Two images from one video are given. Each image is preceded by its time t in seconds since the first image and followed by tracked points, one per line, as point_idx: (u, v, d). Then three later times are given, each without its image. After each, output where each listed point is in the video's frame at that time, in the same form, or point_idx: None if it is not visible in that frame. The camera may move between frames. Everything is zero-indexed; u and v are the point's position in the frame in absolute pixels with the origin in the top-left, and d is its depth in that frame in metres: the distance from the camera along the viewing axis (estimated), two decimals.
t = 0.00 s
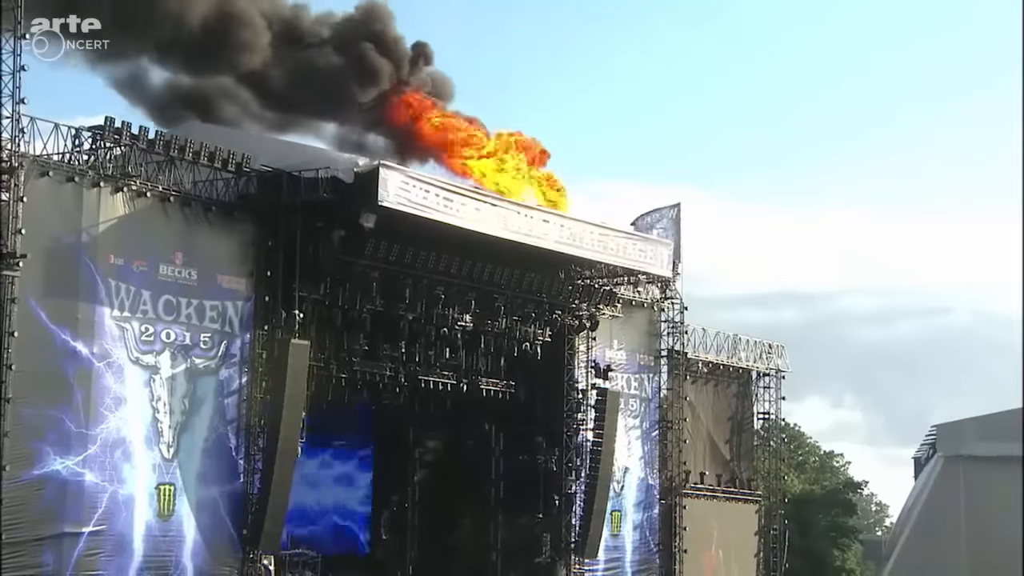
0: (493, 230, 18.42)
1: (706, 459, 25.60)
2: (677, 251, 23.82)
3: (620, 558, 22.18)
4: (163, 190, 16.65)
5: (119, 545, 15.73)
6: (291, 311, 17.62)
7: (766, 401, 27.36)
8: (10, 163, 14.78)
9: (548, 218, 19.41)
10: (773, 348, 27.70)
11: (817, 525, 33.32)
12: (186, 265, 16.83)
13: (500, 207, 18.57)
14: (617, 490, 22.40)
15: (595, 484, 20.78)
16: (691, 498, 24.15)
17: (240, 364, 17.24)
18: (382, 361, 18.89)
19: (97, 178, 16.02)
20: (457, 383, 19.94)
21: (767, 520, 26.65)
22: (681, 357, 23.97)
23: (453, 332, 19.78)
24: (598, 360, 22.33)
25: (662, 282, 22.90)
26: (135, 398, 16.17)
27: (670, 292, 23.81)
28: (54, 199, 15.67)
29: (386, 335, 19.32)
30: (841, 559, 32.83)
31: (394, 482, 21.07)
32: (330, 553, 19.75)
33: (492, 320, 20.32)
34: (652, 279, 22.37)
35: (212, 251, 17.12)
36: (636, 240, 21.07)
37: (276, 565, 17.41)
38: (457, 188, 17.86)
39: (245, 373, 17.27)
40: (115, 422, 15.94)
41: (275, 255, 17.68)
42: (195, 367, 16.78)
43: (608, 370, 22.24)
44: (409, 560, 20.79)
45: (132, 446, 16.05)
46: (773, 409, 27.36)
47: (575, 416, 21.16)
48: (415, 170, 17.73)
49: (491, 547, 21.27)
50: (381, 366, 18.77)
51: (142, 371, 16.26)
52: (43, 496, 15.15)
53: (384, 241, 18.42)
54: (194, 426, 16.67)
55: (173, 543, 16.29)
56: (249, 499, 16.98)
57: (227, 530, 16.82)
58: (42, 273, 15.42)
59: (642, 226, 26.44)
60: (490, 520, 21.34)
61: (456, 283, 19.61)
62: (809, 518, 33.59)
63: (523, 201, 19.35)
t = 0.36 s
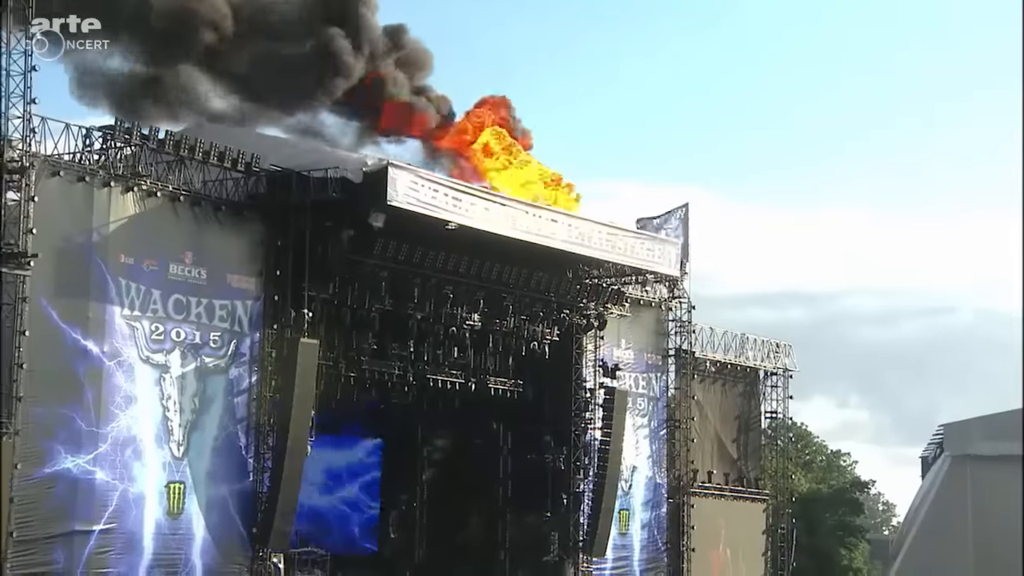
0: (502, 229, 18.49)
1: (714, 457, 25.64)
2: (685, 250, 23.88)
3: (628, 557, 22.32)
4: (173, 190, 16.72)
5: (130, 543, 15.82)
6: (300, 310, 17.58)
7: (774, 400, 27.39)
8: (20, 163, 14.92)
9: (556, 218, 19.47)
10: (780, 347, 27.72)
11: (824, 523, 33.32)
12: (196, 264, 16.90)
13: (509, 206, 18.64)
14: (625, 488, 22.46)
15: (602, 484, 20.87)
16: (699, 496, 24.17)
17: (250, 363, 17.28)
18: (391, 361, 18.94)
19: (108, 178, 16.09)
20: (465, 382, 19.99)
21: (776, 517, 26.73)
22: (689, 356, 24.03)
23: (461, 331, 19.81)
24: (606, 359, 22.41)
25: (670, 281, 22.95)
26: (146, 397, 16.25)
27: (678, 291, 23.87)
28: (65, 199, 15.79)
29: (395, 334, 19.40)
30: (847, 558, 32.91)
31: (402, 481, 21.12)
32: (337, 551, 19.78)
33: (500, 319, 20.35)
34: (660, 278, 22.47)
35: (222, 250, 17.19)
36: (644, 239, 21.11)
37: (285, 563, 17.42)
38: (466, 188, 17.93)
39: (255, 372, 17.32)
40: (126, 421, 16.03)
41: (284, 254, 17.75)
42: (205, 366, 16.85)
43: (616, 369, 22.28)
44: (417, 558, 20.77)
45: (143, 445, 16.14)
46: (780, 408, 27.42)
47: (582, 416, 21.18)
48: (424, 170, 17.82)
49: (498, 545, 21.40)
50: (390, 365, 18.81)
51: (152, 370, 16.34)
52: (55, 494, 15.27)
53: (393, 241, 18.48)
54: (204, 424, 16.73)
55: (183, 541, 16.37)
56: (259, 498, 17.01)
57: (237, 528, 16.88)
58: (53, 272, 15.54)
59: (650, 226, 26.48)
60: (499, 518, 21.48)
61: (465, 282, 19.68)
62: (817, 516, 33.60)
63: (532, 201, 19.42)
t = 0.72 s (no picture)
0: (513, 231, 19.10)
1: (717, 452, 26.31)
2: (690, 251, 24.50)
3: (635, 547, 22.88)
4: (197, 194, 17.38)
5: (155, 533, 16.47)
6: (319, 309, 18.26)
7: (775, 396, 28.03)
8: (49, 169, 15.71)
9: (565, 220, 20.08)
10: (781, 346, 28.35)
11: (824, 516, 34.70)
12: (219, 265, 17.55)
13: (520, 209, 19.26)
14: (632, 481, 23.07)
15: (609, 476, 21.49)
16: (703, 489, 24.80)
17: (271, 361, 17.93)
18: (406, 358, 19.60)
19: (134, 183, 16.77)
20: (476, 379, 20.63)
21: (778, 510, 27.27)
22: (693, 354, 24.73)
23: (474, 330, 20.51)
24: (613, 357, 23.09)
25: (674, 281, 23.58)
26: (171, 392, 16.91)
27: (682, 291, 24.51)
28: (94, 203, 16.52)
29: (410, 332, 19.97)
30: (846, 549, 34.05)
31: (415, 474, 21.51)
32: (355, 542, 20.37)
33: (511, 318, 21.02)
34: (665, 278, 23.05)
35: (244, 252, 17.85)
36: (649, 240, 21.72)
37: (305, 554, 17.97)
38: (477, 192, 18.53)
39: (275, 369, 17.95)
40: (152, 415, 16.70)
41: (303, 255, 18.37)
42: (228, 363, 17.50)
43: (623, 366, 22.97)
44: (431, 549, 21.01)
45: (168, 439, 16.80)
46: (781, 405, 28.05)
47: (591, 411, 21.77)
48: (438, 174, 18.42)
49: (509, 539, 21.87)
50: (404, 362, 19.50)
51: (177, 367, 17.01)
52: (84, 485, 15.97)
53: (408, 243, 19.08)
54: (227, 419, 17.38)
55: (206, 531, 17.00)
56: (279, 490, 17.63)
57: (258, 519, 17.51)
58: (83, 272, 16.27)
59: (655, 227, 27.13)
60: (510, 510, 21.95)
61: (478, 283, 20.32)
62: (817, 509, 34.85)
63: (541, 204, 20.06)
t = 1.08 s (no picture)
0: (519, 234, 20.13)
1: (711, 442, 27.31)
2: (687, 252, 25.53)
3: (634, 533, 23.90)
4: (222, 199, 18.40)
5: (183, 518, 17.47)
6: (336, 308, 19.32)
7: (767, 390, 29.10)
8: (84, 176, 16.73)
9: (569, 224, 21.13)
10: (773, 342, 29.42)
11: (812, 502, 35.75)
12: (242, 266, 18.58)
13: (526, 213, 20.31)
14: (633, 470, 24.13)
15: (611, 465, 22.40)
16: (699, 478, 25.85)
17: (291, 356, 18.98)
18: (418, 354, 20.63)
19: (163, 189, 17.77)
20: (485, 374, 21.65)
21: (769, 497, 28.48)
22: (689, 350, 25.81)
23: (482, 327, 21.56)
24: (614, 353, 24.08)
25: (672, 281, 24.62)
26: (197, 386, 17.92)
27: (680, 291, 25.56)
28: (125, 208, 17.52)
29: (422, 330, 20.99)
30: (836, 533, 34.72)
31: (426, 463, 22.88)
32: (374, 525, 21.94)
33: (517, 316, 22.07)
34: (663, 279, 24.10)
35: (266, 253, 18.88)
36: (648, 243, 22.79)
37: (324, 539, 19.14)
38: (486, 197, 19.56)
39: (295, 364, 19.02)
40: (179, 408, 17.71)
41: (322, 257, 19.48)
42: (250, 358, 18.53)
43: (623, 362, 23.98)
44: (441, 533, 22.54)
45: (194, 430, 17.82)
46: (772, 398, 29.13)
47: (593, 404, 22.77)
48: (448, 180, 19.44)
49: (514, 525, 23.04)
50: (417, 358, 20.51)
51: (203, 362, 18.02)
52: (117, 474, 16.99)
53: (420, 245, 20.12)
54: (249, 411, 18.42)
55: (230, 517, 18.02)
56: (299, 478, 18.73)
57: (279, 507, 18.58)
58: (115, 273, 17.29)
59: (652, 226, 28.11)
60: (515, 497, 23.05)
61: (486, 283, 21.37)
62: (806, 496, 36.04)
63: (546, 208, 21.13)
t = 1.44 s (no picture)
0: (528, 236, 21.32)
1: (710, 432, 28.41)
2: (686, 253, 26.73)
3: (637, 518, 25.11)
4: (250, 204, 19.57)
5: (214, 504, 18.68)
6: (357, 306, 20.50)
7: (762, 383, 30.34)
8: (123, 183, 17.87)
9: (575, 227, 22.36)
10: (767, 338, 30.64)
11: (805, 490, 40.83)
12: (269, 267, 19.78)
13: (535, 217, 21.52)
14: (637, 460, 25.33)
15: (614, 456, 23.79)
16: (698, 466, 27.01)
17: (315, 352, 20.17)
18: (433, 350, 21.75)
19: (195, 195, 18.93)
20: (495, 369, 22.90)
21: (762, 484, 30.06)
22: (689, 346, 26.96)
23: (494, 324, 22.72)
24: (618, 348, 25.27)
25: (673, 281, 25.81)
26: (228, 379, 19.13)
27: (680, 290, 26.77)
28: (160, 212, 18.68)
29: (437, 327, 22.13)
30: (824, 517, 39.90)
31: (442, 454, 23.86)
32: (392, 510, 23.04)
33: (527, 313, 23.27)
34: (664, 279, 25.27)
35: (291, 254, 20.06)
36: (649, 245, 23.98)
37: (346, 523, 20.49)
38: (498, 202, 20.75)
39: (319, 359, 20.25)
40: (211, 400, 18.92)
41: (343, 258, 20.65)
42: (277, 353, 19.74)
43: (627, 357, 25.19)
44: (456, 517, 23.56)
45: (224, 421, 19.04)
46: (767, 391, 30.37)
47: (598, 397, 24.11)
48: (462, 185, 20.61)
49: (524, 510, 24.03)
50: (433, 353, 21.65)
51: (232, 357, 19.21)
52: (152, 462, 18.15)
53: (436, 247, 21.41)
54: (276, 403, 19.67)
55: (258, 502, 19.29)
56: (323, 466, 20.04)
57: (304, 493, 19.90)
58: (151, 274, 18.48)
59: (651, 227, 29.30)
60: (526, 484, 24.16)
61: (498, 282, 22.56)
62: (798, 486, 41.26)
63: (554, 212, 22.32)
